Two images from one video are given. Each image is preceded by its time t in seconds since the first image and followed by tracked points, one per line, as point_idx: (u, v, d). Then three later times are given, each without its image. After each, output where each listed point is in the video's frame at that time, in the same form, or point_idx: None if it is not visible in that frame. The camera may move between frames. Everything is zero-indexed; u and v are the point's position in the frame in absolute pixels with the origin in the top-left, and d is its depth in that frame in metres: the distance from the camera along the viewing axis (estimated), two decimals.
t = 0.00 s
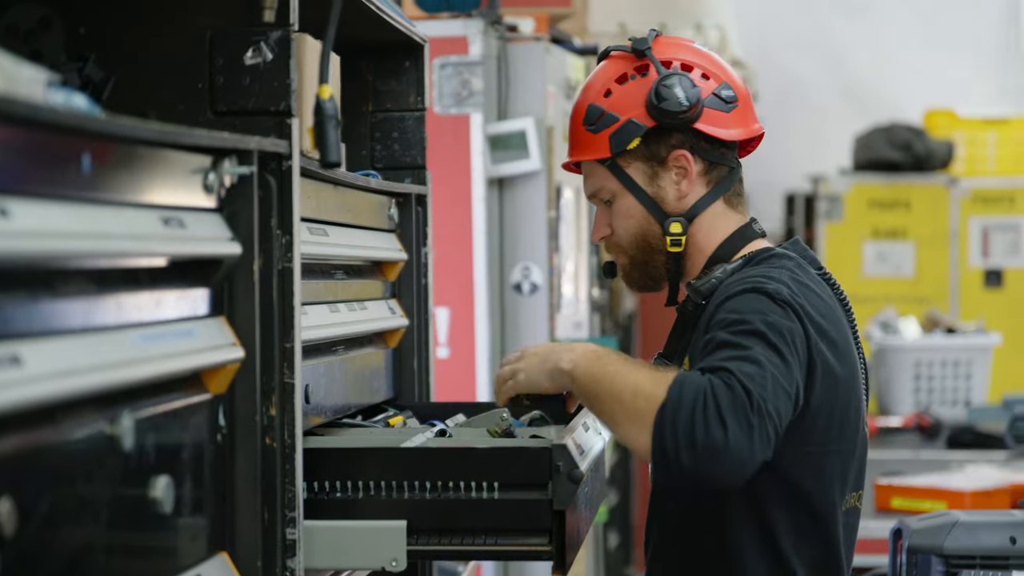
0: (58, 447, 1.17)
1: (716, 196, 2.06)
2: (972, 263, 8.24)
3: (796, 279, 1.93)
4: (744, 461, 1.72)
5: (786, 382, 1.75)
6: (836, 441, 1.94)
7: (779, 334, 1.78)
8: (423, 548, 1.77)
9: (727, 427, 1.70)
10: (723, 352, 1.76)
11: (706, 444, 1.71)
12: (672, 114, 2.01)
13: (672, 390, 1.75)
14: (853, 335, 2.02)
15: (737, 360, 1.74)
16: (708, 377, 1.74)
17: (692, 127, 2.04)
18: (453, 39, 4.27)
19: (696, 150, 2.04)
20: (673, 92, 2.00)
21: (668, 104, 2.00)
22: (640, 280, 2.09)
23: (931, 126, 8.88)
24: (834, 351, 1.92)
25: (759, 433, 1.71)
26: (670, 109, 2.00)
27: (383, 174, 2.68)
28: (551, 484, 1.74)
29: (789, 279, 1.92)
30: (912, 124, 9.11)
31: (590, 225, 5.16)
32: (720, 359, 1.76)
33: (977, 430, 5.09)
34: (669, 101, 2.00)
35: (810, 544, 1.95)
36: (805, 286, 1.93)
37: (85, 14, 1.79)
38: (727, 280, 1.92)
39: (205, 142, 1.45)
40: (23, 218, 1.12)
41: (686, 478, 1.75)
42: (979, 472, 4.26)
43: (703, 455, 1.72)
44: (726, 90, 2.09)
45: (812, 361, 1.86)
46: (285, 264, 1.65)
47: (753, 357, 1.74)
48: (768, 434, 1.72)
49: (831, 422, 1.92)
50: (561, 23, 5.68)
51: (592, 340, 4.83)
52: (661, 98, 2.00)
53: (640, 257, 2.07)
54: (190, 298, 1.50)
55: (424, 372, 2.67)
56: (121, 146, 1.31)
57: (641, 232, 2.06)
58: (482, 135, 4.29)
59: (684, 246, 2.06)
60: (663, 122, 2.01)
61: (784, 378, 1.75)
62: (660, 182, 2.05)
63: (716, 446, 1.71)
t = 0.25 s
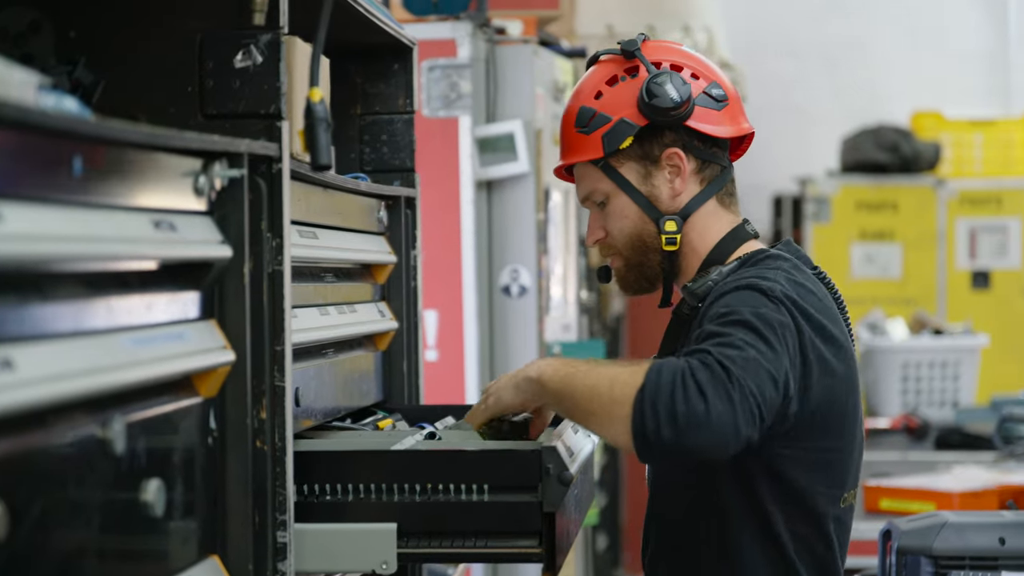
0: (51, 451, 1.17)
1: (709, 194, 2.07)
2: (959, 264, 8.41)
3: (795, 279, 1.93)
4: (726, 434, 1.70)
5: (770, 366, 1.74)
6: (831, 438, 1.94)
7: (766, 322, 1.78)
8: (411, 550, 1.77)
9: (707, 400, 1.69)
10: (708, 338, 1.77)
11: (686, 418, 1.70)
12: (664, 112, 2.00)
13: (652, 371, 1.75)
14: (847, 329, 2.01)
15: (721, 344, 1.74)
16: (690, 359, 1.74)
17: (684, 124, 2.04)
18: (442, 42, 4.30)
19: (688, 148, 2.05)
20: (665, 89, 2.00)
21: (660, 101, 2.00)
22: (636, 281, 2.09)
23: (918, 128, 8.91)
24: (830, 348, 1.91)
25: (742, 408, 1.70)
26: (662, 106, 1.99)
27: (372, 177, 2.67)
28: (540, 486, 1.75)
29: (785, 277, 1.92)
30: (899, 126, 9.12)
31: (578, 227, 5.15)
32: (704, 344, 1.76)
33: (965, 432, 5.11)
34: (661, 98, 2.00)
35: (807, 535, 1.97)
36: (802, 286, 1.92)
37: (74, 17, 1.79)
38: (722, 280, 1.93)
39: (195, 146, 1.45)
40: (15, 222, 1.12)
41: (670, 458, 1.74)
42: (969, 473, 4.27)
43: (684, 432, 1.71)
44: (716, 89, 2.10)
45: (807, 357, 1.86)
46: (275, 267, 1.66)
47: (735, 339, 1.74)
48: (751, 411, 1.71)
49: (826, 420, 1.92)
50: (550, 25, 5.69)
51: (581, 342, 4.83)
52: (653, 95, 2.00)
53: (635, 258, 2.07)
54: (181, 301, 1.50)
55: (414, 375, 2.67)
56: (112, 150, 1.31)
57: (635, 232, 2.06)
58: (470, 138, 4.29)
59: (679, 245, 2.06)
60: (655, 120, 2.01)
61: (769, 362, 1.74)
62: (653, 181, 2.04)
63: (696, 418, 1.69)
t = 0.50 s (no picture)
0: (35, 455, 1.17)
1: (699, 196, 2.07)
2: (939, 265, 8.56)
3: (781, 273, 1.94)
4: (683, 332, 1.69)
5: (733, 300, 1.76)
6: (819, 431, 1.92)
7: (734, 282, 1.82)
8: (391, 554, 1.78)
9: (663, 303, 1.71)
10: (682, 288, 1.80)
11: (641, 315, 1.70)
12: (659, 112, 2.01)
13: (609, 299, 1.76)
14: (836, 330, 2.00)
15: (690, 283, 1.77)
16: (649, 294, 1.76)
17: (677, 125, 2.05)
18: (422, 45, 4.28)
19: (679, 150, 2.05)
20: (659, 89, 2.01)
21: (654, 101, 2.00)
22: (623, 283, 2.08)
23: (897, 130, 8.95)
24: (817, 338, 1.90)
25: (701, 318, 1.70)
26: (656, 105, 2.00)
27: (354, 180, 2.67)
28: (522, 489, 1.75)
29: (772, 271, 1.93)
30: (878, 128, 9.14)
31: (559, 230, 5.16)
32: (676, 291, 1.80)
33: (945, 433, 5.13)
34: (655, 98, 2.00)
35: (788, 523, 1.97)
36: (792, 284, 1.92)
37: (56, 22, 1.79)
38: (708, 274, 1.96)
39: (178, 150, 1.45)
40: None
41: (631, 371, 1.71)
42: (949, 474, 4.29)
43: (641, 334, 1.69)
44: (708, 91, 2.10)
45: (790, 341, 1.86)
46: (258, 271, 1.65)
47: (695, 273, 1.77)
48: (711, 321, 1.71)
49: (814, 414, 1.90)
50: (531, 29, 5.71)
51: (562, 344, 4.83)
52: (647, 95, 2.01)
53: (623, 258, 2.06)
54: (165, 306, 1.50)
55: (396, 379, 2.67)
56: (96, 155, 1.31)
57: (625, 233, 2.05)
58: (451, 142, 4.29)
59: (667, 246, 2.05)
60: (649, 120, 2.02)
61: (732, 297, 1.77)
62: (644, 182, 2.04)
63: (653, 314, 1.69)
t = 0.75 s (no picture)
0: (20, 457, 1.17)
1: (676, 205, 2.05)
2: (920, 270, 8.62)
3: (766, 278, 1.93)
4: (648, 357, 1.70)
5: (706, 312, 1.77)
6: (803, 438, 1.91)
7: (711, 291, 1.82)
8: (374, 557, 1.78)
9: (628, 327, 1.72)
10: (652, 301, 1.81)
11: (608, 344, 1.71)
12: (627, 124, 1.99)
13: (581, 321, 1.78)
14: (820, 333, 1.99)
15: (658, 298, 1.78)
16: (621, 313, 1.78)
17: (650, 135, 2.02)
18: (404, 48, 4.28)
19: (655, 159, 2.03)
20: (628, 101, 1.99)
21: (622, 114, 1.99)
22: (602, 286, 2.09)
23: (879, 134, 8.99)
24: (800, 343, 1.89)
25: (666, 342, 1.71)
26: (622, 118, 1.99)
27: (337, 183, 2.67)
28: (500, 491, 1.75)
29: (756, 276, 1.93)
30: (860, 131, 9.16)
31: (541, 234, 5.16)
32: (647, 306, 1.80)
33: (927, 436, 5.16)
34: (623, 111, 1.99)
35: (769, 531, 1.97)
36: (778, 289, 1.91)
37: (40, 24, 1.78)
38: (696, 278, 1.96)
39: (162, 152, 1.45)
40: None
41: (599, 400, 1.73)
42: (930, 477, 4.30)
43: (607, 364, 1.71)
44: (690, 99, 2.06)
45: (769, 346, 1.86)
46: (241, 273, 1.65)
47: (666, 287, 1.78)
48: (678, 341, 1.72)
49: (798, 421, 1.89)
50: (513, 32, 5.72)
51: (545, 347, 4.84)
52: (615, 107, 1.99)
53: (601, 263, 2.07)
54: (148, 308, 1.50)
55: (379, 381, 2.67)
56: (80, 157, 1.31)
57: (601, 238, 2.06)
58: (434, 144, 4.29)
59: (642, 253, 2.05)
60: (619, 131, 2.00)
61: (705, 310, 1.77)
62: (618, 189, 2.04)
63: (618, 340, 1.71)
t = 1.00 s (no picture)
0: (15, 459, 1.17)
1: (654, 214, 2.05)
2: (913, 272, 8.63)
3: (748, 282, 1.94)
4: (647, 388, 1.69)
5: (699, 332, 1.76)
6: (787, 442, 1.93)
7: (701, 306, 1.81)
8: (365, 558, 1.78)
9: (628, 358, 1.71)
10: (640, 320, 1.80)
11: (605, 376, 1.70)
12: (598, 135, 2.02)
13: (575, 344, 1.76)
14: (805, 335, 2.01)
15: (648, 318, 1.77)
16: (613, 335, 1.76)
17: (625, 145, 2.04)
18: (398, 50, 4.28)
19: (632, 168, 2.05)
20: (597, 113, 2.01)
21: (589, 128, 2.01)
22: (590, 287, 2.14)
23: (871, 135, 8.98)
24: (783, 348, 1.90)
25: (665, 370, 1.70)
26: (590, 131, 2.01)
27: (331, 185, 2.66)
28: (484, 493, 1.75)
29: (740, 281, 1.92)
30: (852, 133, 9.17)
31: (534, 235, 5.16)
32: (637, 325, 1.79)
33: (920, 438, 5.16)
34: (591, 123, 2.01)
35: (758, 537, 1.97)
36: (760, 292, 1.92)
37: (35, 25, 1.77)
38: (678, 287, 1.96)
39: (157, 155, 1.45)
40: None
41: (598, 427, 1.73)
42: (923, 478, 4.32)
43: (605, 395, 1.70)
44: (667, 108, 2.05)
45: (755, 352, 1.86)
46: (236, 275, 1.66)
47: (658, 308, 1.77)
48: (673, 366, 1.70)
49: (781, 426, 1.91)
50: (505, 33, 5.73)
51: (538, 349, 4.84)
52: (585, 119, 2.02)
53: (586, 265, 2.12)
54: (143, 311, 1.50)
55: (373, 384, 2.67)
56: (76, 158, 1.31)
57: (584, 243, 2.10)
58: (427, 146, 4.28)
59: (622, 258, 2.08)
60: (593, 141, 2.03)
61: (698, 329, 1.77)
62: (597, 196, 2.07)
63: (615, 372, 1.70)
